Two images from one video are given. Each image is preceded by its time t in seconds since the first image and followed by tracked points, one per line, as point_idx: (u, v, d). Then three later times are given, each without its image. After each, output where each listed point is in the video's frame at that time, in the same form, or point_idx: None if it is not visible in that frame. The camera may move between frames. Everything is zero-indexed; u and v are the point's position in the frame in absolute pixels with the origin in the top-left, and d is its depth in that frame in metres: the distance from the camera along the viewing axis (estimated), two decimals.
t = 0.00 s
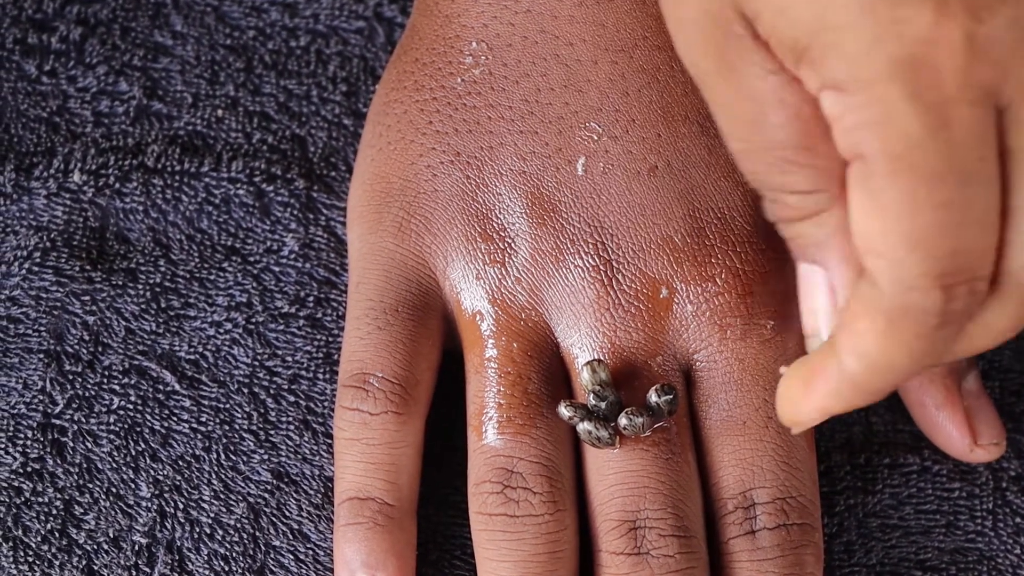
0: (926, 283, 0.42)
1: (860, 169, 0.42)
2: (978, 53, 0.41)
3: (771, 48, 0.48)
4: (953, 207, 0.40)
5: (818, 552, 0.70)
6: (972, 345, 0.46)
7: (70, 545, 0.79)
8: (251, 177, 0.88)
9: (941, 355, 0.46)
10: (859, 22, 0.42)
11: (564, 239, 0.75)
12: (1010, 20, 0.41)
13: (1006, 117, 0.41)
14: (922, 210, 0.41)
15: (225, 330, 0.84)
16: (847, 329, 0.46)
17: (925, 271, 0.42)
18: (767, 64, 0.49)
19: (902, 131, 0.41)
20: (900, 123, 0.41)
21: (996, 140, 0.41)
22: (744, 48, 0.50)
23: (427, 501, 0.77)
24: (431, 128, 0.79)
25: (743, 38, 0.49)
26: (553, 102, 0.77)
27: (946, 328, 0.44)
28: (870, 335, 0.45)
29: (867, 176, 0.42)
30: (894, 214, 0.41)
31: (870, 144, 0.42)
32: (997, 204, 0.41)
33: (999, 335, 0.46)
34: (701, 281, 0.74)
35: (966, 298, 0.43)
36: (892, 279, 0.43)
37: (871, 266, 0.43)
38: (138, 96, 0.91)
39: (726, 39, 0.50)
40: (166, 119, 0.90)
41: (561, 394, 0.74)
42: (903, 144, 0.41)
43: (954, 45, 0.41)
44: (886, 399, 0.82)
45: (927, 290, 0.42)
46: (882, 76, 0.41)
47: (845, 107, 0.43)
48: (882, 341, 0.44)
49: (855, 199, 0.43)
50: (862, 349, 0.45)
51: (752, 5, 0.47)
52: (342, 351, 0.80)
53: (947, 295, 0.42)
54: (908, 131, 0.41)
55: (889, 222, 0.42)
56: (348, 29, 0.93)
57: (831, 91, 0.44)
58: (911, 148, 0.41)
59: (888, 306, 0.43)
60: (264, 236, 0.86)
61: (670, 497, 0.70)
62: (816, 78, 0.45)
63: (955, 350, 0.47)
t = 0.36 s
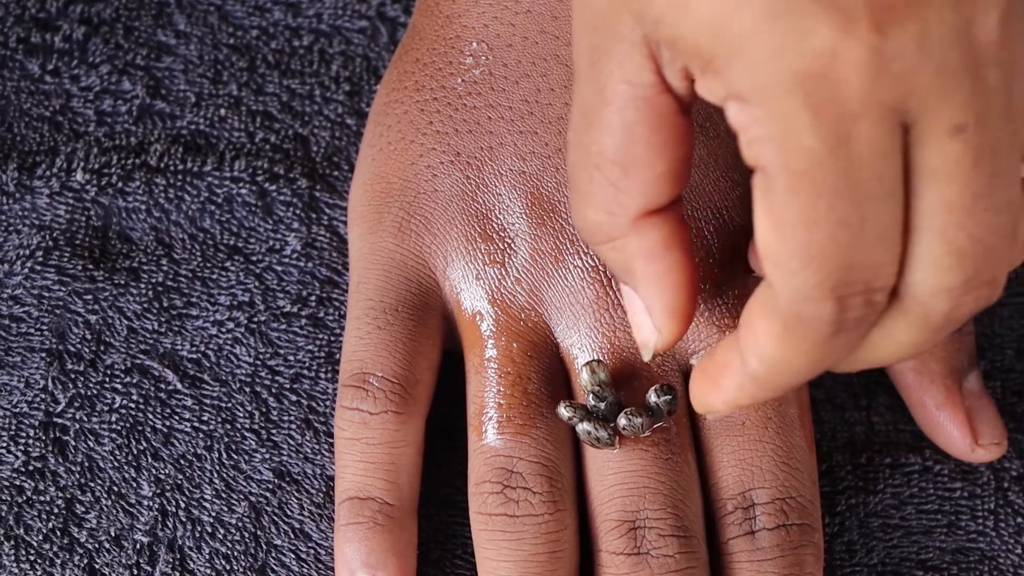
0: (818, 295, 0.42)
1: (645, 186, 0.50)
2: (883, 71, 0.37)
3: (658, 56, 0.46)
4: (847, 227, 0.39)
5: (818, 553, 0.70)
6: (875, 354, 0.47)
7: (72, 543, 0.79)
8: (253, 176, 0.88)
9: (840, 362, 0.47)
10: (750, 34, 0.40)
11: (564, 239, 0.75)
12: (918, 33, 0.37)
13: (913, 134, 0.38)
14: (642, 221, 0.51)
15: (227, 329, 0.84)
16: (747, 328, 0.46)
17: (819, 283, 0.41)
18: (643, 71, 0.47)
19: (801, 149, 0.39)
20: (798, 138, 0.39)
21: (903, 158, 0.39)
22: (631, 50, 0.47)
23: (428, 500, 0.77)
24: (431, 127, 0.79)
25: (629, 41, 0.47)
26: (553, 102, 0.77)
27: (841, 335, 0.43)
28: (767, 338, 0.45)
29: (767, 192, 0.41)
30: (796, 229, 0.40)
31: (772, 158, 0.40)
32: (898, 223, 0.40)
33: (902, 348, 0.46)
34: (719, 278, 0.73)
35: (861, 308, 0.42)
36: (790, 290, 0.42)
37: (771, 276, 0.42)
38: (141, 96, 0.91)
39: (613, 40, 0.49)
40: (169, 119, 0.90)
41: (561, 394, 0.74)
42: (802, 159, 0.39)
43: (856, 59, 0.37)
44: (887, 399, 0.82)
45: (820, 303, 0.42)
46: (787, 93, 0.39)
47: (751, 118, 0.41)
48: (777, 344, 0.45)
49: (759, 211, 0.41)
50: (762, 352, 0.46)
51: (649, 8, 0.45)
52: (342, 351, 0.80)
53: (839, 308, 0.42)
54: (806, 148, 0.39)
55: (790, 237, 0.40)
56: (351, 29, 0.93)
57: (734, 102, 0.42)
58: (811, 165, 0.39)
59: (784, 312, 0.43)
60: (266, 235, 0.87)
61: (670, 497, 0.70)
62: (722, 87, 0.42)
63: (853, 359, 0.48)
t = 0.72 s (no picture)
0: (769, 336, 0.44)
1: (623, 236, 0.51)
2: (833, 128, 0.38)
3: (633, 111, 0.46)
4: (795, 276, 0.41)
5: (818, 553, 0.70)
6: (845, 389, 0.48)
7: (74, 543, 0.79)
8: (255, 178, 0.88)
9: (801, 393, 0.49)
10: (713, 90, 0.40)
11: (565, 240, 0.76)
12: (868, 90, 0.37)
13: (868, 183, 0.39)
14: (620, 270, 0.53)
15: (228, 330, 0.84)
16: (707, 363, 0.49)
17: (770, 324, 0.43)
18: (618, 125, 0.47)
19: (754, 202, 0.40)
20: (750, 191, 0.40)
21: (854, 209, 0.40)
22: (604, 106, 0.47)
23: (429, 500, 0.78)
24: (432, 129, 0.80)
25: (602, 96, 0.47)
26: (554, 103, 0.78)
27: (793, 373, 0.46)
28: (723, 373, 0.48)
29: (724, 239, 0.42)
30: (749, 274, 0.42)
31: (727, 208, 0.41)
32: (849, 270, 0.41)
33: (865, 384, 0.47)
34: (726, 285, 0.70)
35: (807, 350, 0.45)
36: (744, 335, 0.44)
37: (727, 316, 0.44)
38: (143, 97, 0.91)
39: (585, 94, 0.48)
40: (170, 120, 0.91)
41: (562, 394, 0.74)
42: (754, 211, 0.40)
43: (806, 117, 0.38)
44: (887, 400, 0.82)
45: (770, 347, 0.44)
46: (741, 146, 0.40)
47: (711, 165, 0.42)
48: (732, 383, 0.48)
49: (716, 255, 0.43)
50: (720, 390, 0.49)
51: (620, 62, 0.44)
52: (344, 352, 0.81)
53: (788, 346, 0.44)
54: (758, 200, 0.40)
55: (743, 281, 0.42)
56: (352, 31, 0.93)
57: (695, 149, 0.42)
58: (762, 216, 0.40)
59: (737, 351, 0.45)
60: (268, 236, 0.87)
61: (671, 496, 0.70)
62: (685, 136, 0.43)
63: (822, 390, 0.50)
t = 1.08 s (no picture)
0: (796, 327, 0.43)
1: (640, 233, 0.51)
2: (856, 121, 0.38)
3: (652, 113, 0.46)
4: (821, 269, 0.41)
5: (818, 553, 0.70)
6: (862, 383, 0.48)
7: (76, 543, 0.80)
8: (256, 179, 0.88)
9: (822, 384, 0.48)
10: (733, 90, 0.40)
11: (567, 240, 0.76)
12: (889, 82, 0.38)
13: (889, 175, 0.40)
14: (636, 264, 0.53)
15: (229, 331, 0.84)
16: (729, 351, 0.49)
17: (796, 317, 0.43)
18: (638, 124, 0.47)
19: (778, 197, 0.40)
20: (775, 187, 0.40)
21: (876, 201, 0.40)
22: (624, 105, 0.47)
23: (430, 500, 0.78)
24: (434, 130, 0.80)
25: (621, 96, 0.47)
26: (556, 104, 0.78)
27: (819, 364, 0.45)
28: (748, 360, 0.47)
29: (748, 236, 0.42)
30: (775, 269, 0.42)
31: (751, 205, 0.41)
32: (871, 260, 0.41)
33: (885, 378, 0.47)
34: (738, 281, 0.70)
35: (837, 340, 0.44)
36: (769, 325, 0.44)
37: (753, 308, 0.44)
38: (144, 99, 0.92)
39: (603, 94, 0.48)
40: (172, 122, 0.91)
41: (564, 394, 0.74)
42: (779, 207, 0.40)
43: (829, 111, 0.38)
44: (887, 401, 0.83)
45: (796, 337, 0.44)
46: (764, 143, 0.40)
47: (732, 164, 0.42)
48: (757, 370, 0.47)
49: (740, 251, 0.43)
50: (744, 375, 0.48)
51: (639, 64, 0.44)
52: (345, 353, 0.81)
53: (816, 339, 0.44)
54: (782, 196, 0.40)
55: (769, 277, 0.42)
56: (352, 33, 0.94)
57: (717, 148, 0.42)
58: (787, 212, 0.40)
59: (763, 341, 0.45)
60: (269, 238, 0.87)
61: (676, 495, 0.70)
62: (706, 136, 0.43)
63: (841, 382, 0.49)
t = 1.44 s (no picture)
0: (800, 315, 0.44)
1: (648, 223, 0.51)
2: (867, 115, 0.38)
3: (660, 105, 0.46)
4: (828, 259, 0.41)
5: (818, 552, 0.71)
6: (865, 365, 0.49)
7: (76, 544, 0.80)
8: (256, 181, 0.89)
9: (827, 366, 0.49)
10: (743, 83, 0.40)
11: (568, 239, 0.76)
12: (901, 75, 0.38)
13: (897, 167, 0.40)
14: (643, 254, 0.54)
15: (230, 332, 0.84)
16: (734, 334, 0.49)
17: (802, 306, 0.43)
18: (647, 116, 0.47)
19: (787, 189, 0.40)
20: (784, 180, 0.40)
21: (884, 193, 0.40)
22: (632, 98, 0.47)
23: (430, 501, 0.78)
24: (435, 131, 0.80)
25: (630, 89, 0.47)
26: (558, 104, 0.78)
27: (822, 350, 0.46)
28: (752, 344, 0.48)
29: (756, 227, 0.42)
30: (783, 260, 0.42)
31: (759, 197, 0.41)
32: (877, 250, 0.42)
33: (888, 362, 0.48)
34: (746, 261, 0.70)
35: (841, 328, 0.45)
36: (775, 312, 0.44)
37: (760, 296, 0.45)
38: (145, 101, 0.92)
39: (612, 87, 0.48)
40: (172, 124, 0.91)
41: (565, 393, 0.74)
42: (787, 199, 0.41)
43: (839, 105, 0.38)
44: (886, 402, 0.83)
45: (801, 324, 0.44)
46: (773, 136, 0.40)
47: (741, 156, 0.41)
48: (762, 354, 0.48)
49: (747, 242, 0.43)
50: (748, 358, 0.49)
51: (647, 56, 0.44)
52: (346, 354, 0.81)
53: (821, 325, 0.44)
54: (791, 189, 0.40)
55: (776, 268, 0.43)
56: (353, 35, 0.94)
57: (725, 139, 0.42)
58: (796, 205, 0.40)
59: (768, 327, 0.46)
60: (269, 239, 0.87)
61: (676, 493, 0.70)
62: (714, 129, 0.43)
63: (844, 364, 0.50)
